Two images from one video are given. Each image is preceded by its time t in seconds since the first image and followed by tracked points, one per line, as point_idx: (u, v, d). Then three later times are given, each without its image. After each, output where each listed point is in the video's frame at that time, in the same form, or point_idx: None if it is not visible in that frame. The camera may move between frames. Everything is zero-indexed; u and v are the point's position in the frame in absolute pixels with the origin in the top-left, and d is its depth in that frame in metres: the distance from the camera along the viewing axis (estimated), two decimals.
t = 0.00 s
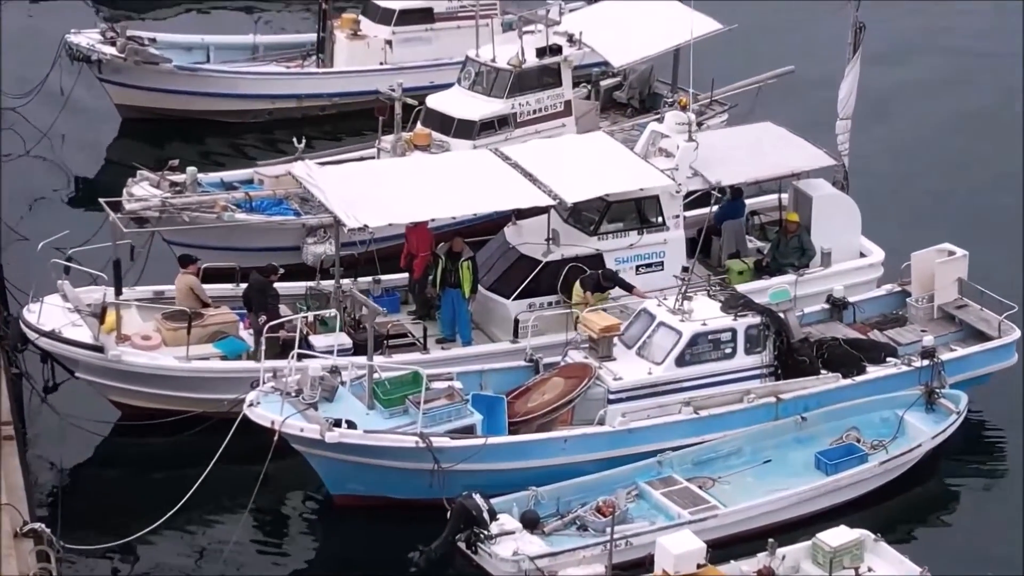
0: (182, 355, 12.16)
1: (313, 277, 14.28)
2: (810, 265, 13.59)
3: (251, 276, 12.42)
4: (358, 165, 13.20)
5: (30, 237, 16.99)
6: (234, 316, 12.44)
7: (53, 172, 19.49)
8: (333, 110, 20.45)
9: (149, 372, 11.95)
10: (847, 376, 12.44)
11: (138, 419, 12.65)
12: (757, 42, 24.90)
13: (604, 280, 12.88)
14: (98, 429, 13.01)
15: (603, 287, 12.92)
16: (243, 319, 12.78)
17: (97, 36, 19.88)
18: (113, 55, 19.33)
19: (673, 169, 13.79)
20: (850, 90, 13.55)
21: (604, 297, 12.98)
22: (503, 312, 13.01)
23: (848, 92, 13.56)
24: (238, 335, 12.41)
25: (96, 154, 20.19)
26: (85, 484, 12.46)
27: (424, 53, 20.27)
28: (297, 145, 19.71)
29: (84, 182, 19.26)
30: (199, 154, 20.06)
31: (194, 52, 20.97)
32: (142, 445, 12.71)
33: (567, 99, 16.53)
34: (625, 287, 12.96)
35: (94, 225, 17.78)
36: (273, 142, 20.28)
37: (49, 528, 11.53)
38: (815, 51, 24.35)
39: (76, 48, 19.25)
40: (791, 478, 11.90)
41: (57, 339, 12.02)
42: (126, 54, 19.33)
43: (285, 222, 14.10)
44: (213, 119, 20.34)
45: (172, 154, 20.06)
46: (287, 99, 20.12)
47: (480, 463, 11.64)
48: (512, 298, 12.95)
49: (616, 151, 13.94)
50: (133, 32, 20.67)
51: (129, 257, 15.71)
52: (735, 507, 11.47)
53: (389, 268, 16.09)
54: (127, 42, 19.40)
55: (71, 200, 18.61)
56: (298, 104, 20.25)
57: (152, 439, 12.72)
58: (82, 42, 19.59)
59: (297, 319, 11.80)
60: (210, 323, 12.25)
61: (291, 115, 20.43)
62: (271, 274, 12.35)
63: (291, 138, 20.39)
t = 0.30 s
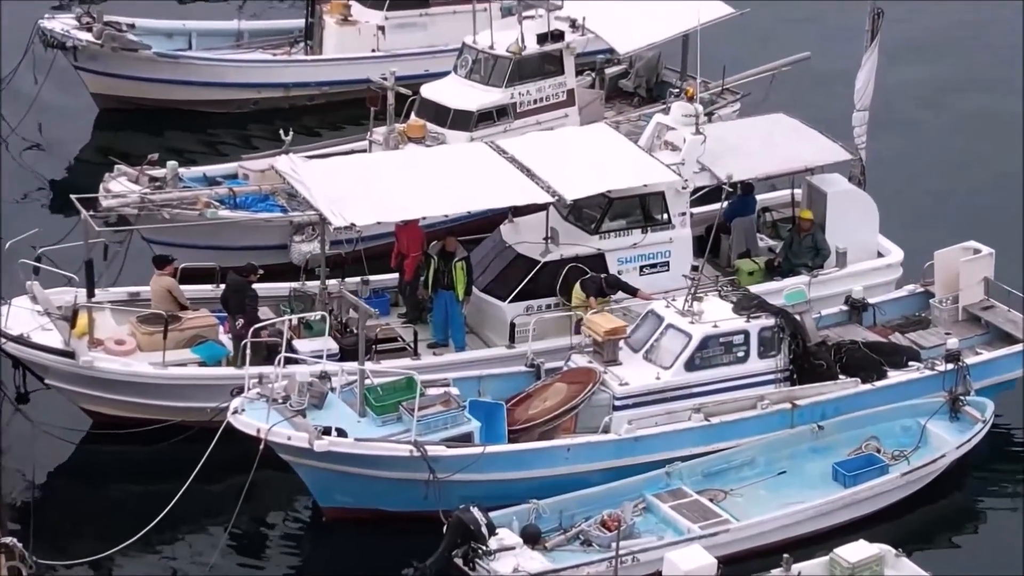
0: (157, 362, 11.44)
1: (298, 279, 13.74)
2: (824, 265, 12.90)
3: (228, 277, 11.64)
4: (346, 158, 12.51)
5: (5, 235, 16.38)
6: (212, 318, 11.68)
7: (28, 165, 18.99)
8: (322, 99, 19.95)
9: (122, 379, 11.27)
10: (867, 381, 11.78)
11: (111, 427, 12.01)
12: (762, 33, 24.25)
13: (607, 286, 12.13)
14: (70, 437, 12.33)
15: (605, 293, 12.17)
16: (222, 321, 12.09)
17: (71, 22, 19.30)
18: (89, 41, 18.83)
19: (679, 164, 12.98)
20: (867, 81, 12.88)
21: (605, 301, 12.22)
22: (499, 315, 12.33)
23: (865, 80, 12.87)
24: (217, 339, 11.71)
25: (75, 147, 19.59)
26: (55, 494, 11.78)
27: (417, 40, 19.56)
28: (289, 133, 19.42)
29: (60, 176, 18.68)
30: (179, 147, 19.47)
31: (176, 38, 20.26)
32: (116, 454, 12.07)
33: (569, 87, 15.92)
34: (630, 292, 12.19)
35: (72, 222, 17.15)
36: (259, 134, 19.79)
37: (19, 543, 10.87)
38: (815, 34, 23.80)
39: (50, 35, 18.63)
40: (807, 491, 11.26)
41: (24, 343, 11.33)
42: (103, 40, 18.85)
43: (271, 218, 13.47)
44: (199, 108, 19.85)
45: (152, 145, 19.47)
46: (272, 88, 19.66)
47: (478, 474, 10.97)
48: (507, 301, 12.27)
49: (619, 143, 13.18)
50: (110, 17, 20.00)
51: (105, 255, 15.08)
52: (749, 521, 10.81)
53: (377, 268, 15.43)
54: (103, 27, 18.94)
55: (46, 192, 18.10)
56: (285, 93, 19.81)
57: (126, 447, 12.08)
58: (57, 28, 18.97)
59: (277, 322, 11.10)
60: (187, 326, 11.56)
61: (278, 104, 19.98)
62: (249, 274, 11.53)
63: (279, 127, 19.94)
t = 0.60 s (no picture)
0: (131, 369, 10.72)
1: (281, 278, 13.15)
2: (841, 265, 12.20)
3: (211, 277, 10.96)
4: (331, 150, 11.77)
5: None
6: (190, 324, 11.00)
7: None
8: (310, 87, 19.35)
9: (93, 387, 10.55)
10: (890, 387, 11.14)
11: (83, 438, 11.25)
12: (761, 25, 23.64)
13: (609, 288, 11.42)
14: (38, 446, 11.59)
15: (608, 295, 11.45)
16: (198, 324, 11.33)
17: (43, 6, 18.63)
18: (62, 25, 18.16)
19: (685, 157, 12.29)
20: (887, 68, 12.15)
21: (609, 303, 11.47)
22: (495, 318, 11.61)
23: (883, 67, 12.17)
24: (194, 344, 10.99)
25: (49, 137, 18.89)
26: (22, 510, 11.07)
27: (410, 23, 19.12)
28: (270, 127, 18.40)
29: (34, 168, 17.96)
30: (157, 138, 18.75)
31: (155, 23, 19.69)
32: (89, 465, 11.31)
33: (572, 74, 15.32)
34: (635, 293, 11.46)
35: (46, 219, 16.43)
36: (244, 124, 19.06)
37: None
38: (808, 13, 22.47)
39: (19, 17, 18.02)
40: (826, 504, 10.58)
41: None
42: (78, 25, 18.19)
43: (255, 212, 12.78)
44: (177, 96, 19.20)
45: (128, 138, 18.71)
46: (256, 75, 19.06)
47: (476, 486, 10.26)
48: (502, 302, 11.55)
49: (622, 135, 12.36)
50: None
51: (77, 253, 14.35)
52: (765, 537, 10.11)
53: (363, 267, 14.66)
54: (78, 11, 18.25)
55: (18, 185, 17.42)
56: (271, 80, 19.17)
57: (99, 458, 11.30)
58: (26, 11, 18.32)
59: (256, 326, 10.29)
60: (162, 330, 10.84)
61: (265, 92, 19.32)
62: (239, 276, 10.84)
63: (258, 117, 19.28)
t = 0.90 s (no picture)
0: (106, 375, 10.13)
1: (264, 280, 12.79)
2: (854, 264, 11.69)
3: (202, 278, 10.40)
4: (316, 144, 11.18)
5: None
6: (170, 329, 10.42)
7: None
8: (299, 77, 18.96)
9: (67, 393, 10.01)
10: (909, 393, 10.62)
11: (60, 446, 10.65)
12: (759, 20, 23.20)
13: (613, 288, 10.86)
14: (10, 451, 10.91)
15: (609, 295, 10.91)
16: (179, 327, 10.80)
17: None
18: (39, 10, 17.82)
19: (691, 150, 11.71)
20: (903, 56, 11.61)
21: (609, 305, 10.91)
22: (490, 321, 11.07)
23: (898, 57, 11.64)
24: (174, 349, 10.42)
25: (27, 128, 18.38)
26: None
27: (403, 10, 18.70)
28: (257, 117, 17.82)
29: (12, 162, 17.42)
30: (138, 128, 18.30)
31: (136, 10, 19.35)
32: (66, 476, 10.70)
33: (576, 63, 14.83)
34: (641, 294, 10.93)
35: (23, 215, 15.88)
36: (230, 115, 18.56)
37: None
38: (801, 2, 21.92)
39: None
40: (842, 515, 10.06)
41: None
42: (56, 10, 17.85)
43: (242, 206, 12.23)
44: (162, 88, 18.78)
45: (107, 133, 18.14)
46: (244, 62, 18.56)
47: (473, 497, 9.73)
48: (499, 304, 11.02)
49: (623, 127, 11.73)
50: None
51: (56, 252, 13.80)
52: (779, 549, 9.59)
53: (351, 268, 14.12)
54: None
55: None
56: (259, 68, 18.72)
57: (76, 470, 10.71)
58: None
59: (239, 330, 9.72)
60: (140, 334, 10.26)
61: (253, 82, 18.87)
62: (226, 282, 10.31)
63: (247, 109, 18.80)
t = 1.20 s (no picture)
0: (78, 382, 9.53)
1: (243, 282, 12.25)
2: (871, 263, 11.11)
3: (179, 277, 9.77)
4: (300, 137, 10.57)
5: None
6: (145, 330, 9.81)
7: None
8: (285, 65, 18.98)
9: (36, 400, 9.41)
10: (932, 400, 10.09)
11: (35, 455, 10.03)
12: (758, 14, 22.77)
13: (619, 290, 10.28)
14: None
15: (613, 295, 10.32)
16: (156, 331, 10.21)
17: None
18: None
19: (698, 143, 11.08)
20: (920, 45, 11.13)
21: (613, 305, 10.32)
22: (485, 324, 10.47)
23: (916, 45, 11.13)
24: (149, 354, 9.84)
25: None
26: None
27: None
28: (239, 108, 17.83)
29: None
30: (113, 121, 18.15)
31: None
32: (42, 488, 10.06)
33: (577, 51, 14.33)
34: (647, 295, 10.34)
35: None
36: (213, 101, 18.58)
37: None
38: None
39: None
40: (861, 530, 9.49)
41: None
42: None
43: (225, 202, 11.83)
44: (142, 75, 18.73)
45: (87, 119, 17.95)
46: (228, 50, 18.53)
47: (471, 511, 9.16)
48: (494, 305, 10.42)
49: (626, 119, 11.14)
50: None
51: (29, 249, 13.24)
52: (796, 565, 9.01)
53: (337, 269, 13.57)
54: None
55: None
56: (244, 57, 18.70)
57: (52, 481, 10.10)
58: None
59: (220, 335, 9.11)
60: (113, 337, 9.69)
61: (237, 70, 18.85)
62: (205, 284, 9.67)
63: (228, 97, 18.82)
